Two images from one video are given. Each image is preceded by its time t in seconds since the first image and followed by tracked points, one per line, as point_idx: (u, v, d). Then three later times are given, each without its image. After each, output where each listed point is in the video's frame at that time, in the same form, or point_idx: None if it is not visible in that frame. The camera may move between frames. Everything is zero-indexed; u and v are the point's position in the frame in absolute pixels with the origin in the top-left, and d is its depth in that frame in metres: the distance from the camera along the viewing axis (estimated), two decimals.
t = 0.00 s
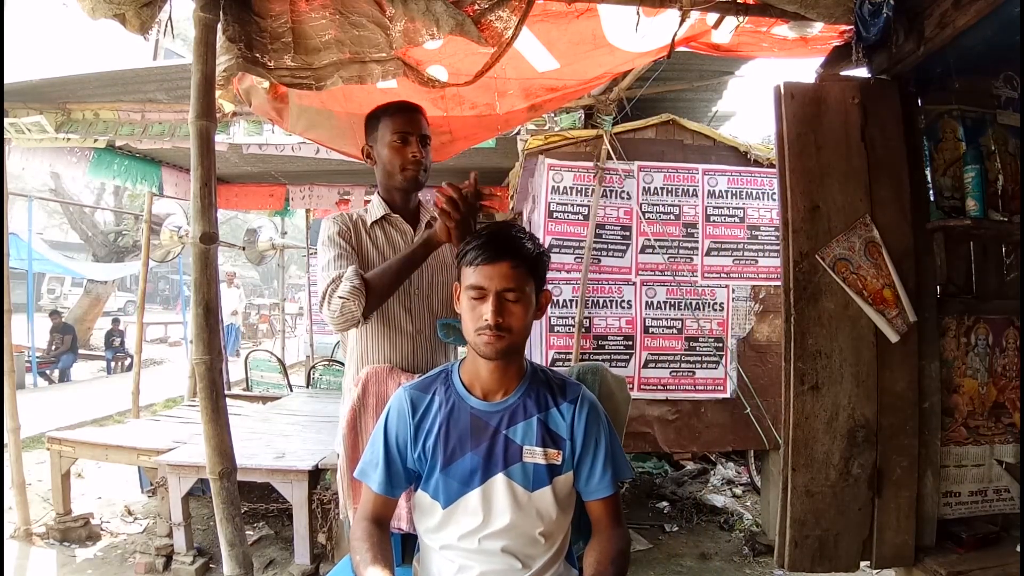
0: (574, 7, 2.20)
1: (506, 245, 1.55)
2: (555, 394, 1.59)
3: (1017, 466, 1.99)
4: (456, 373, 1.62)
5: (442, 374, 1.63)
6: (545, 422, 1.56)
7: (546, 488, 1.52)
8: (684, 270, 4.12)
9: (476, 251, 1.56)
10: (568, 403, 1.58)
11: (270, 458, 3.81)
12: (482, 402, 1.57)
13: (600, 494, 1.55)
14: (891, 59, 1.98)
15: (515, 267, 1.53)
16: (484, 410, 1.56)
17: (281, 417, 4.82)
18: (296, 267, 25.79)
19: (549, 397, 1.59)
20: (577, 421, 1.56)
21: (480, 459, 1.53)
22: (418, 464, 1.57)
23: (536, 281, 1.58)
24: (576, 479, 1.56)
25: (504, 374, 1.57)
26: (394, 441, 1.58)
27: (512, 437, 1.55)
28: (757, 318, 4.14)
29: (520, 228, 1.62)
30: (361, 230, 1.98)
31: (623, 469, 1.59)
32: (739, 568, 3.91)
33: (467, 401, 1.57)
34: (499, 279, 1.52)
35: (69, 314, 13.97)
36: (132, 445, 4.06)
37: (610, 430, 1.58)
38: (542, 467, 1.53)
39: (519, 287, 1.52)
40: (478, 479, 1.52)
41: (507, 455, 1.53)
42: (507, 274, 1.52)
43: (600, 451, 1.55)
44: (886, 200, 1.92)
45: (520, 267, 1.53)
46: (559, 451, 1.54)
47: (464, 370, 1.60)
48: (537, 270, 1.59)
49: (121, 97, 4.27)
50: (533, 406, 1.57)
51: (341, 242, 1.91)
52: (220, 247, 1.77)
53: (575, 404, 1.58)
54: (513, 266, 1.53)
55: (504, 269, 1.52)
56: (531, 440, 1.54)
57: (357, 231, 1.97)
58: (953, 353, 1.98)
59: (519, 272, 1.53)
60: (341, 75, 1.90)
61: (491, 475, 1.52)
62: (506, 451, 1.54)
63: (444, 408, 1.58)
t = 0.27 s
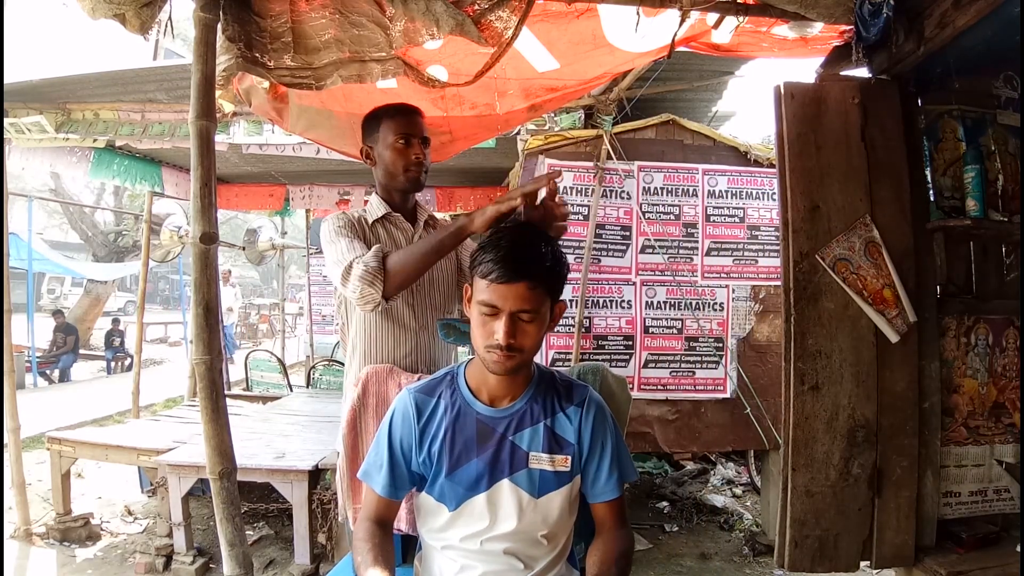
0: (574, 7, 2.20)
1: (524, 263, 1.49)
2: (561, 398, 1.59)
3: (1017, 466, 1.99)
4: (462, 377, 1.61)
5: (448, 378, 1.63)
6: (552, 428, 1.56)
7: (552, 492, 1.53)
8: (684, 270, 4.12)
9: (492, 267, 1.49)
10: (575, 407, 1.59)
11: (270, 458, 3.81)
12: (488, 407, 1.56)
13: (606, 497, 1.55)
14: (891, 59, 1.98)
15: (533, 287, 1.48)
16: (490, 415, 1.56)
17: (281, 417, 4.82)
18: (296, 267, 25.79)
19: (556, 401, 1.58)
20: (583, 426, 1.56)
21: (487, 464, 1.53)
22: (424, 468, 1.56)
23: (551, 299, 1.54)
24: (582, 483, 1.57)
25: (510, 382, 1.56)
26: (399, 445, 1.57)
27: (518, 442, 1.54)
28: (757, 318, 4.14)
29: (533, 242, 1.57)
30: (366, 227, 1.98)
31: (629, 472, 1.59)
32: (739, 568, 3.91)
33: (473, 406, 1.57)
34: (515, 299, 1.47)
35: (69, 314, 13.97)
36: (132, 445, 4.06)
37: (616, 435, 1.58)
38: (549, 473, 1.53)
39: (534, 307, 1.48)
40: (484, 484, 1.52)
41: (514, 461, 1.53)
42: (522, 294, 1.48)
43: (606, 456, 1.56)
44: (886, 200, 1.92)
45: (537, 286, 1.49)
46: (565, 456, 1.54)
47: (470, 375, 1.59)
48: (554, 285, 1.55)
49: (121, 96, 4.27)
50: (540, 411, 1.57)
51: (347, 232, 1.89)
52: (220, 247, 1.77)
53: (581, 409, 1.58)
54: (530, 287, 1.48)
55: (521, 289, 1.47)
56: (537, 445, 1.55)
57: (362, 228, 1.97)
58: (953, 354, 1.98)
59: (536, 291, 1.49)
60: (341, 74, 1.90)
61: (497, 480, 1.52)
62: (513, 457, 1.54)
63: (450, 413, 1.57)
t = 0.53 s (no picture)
0: (574, 7, 2.20)
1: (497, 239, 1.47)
2: (561, 402, 1.58)
3: (1017, 465, 1.99)
4: (459, 381, 1.60)
5: (445, 382, 1.62)
6: (551, 434, 1.55)
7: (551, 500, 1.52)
8: (684, 270, 4.12)
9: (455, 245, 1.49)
10: (575, 413, 1.57)
11: (270, 458, 3.81)
12: (485, 412, 1.56)
13: (605, 505, 1.54)
14: (891, 58, 1.98)
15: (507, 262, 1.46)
16: (488, 420, 1.55)
17: (281, 417, 4.82)
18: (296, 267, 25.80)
19: (555, 407, 1.57)
20: (582, 431, 1.55)
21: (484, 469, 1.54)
22: (421, 472, 1.57)
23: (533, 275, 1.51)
24: (581, 490, 1.56)
25: (504, 381, 1.56)
26: (396, 449, 1.57)
27: (516, 448, 1.54)
28: (757, 318, 4.14)
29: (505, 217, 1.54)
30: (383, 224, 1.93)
31: (629, 480, 1.57)
32: (739, 568, 3.91)
33: (470, 410, 1.56)
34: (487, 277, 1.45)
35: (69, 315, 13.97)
36: (132, 445, 4.06)
37: (617, 442, 1.56)
38: (548, 479, 1.53)
39: (511, 282, 1.46)
40: (480, 489, 1.53)
41: (512, 468, 1.53)
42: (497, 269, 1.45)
43: (607, 463, 1.54)
44: (886, 200, 1.92)
45: (513, 257, 1.46)
46: (564, 463, 1.53)
47: (468, 378, 1.59)
48: (534, 263, 1.53)
49: (121, 96, 4.27)
50: (538, 417, 1.56)
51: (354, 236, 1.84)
52: (220, 247, 1.77)
53: (582, 415, 1.56)
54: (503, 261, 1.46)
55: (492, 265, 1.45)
56: (536, 452, 1.54)
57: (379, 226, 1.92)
58: (953, 353, 1.98)
59: (511, 266, 1.46)
60: (341, 74, 1.90)
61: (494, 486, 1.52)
62: (510, 463, 1.53)
63: (446, 418, 1.57)
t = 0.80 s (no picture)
0: (574, 7, 2.20)
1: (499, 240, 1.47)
2: (560, 403, 1.58)
3: (1017, 465, 1.99)
4: (456, 380, 1.60)
5: (441, 381, 1.62)
6: (550, 434, 1.55)
7: (550, 502, 1.52)
8: (684, 270, 4.12)
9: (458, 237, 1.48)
10: (573, 414, 1.57)
11: (270, 458, 3.81)
12: (483, 412, 1.56)
13: (604, 506, 1.54)
14: (891, 58, 1.98)
15: (512, 264, 1.46)
16: (485, 421, 1.55)
17: (281, 417, 4.82)
18: (296, 267, 25.82)
19: (554, 406, 1.57)
20: (581, 432, 1.55)
21: (482, 470, 1.54)
22: (418, 473, 1.57)
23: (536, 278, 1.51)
24: (580, 491, 1.56)
25: (503, 382, 1.55)
26: (394, 450, 1.57)
27: (515, 449, 1.54)
28: (757, 318, 4.15)
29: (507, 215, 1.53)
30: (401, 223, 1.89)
31: (629, 480, 1.57)
32: (739, 568, 3.91)
33: (468, 411, 1.56)
34: (493, 279, 1.45)
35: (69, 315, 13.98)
36: (132, 445, 4.06)
37: (615, 443, 1.56)
38: (546, 481, 1.52)
39: (516, 285, 1.46)
40: (477, 489, 1.54)
41: (510, 468, 1.53)
42: (502, 270, 1.45)
43: (605, 464, 1.54)
44: (886, 200, 1.92)
45: (514, 258, 1.46)
46: (563, 463, 1.54)
47: (465, 378, 1.58)
48: (538, 265, 1.52)
49: (121, 97, 4.28)
50: (536, 417, 1.55)
51: (373, 230, 1.86)
52: (220, 247, 1.77)
53: (580, 415, 1.56)
54: (507, 263, 1.45)
55: (498, 267, 1.45)
56: (535, 453, 1.54)
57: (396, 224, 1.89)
58: (953, 353, 1.98)
59: (516, 268, 1.46)
60: (341, 74, 1.90)
61: (492, 487, 1.53)
62: (509, 464, 1.53)
63: (442, 418, 1.57)
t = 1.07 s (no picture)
0: (574, 7, 2.20)
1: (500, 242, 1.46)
2: (560, 408, 1.57)
3: (1017, 465, 1.99)
4: (454, 386, 1.60)
5: (439, 386, 1.62)
6: (550, 440, 1.55)
7: (550, 507, 1.52)
8: (684, 270, 4.12)
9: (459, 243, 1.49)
10: (574, 419, 1.56)
11: (270, 458, 3.81)
12: (482, 418, 1.56)
13: (605, 512, 1.54)
14: (891, 58, 1.98)
15: (508, 270, 1.46)
16: (484, 427, 1.55)
17: (281, 417, 4.82)
18: (296, 267, 25.82)
19: (554, 412, 1.57)
20: (582, 438, 1.55)
21: (480, 476, 1.54)
22: (416, 480, 1.57)
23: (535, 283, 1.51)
24: (582, 496, 1.56)
25: (502, 388, 1.55)
26: (391, 457, 1.57)
27: (514, 455, 1.54)
28: (757, 318, 4.15)
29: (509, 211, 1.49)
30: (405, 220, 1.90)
31: (631, 485, 1.57)
32: (739, 568, 3.91)
33: (466, 417, 1.56)
34: (489, 287, 1.45)
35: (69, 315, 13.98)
36: (132, 445, 4.06)
37: (617, 448, 1.56)
38: (546, 487, 1.53)
39: (513, 291, 1.46)
40: (476, 496, 1.54)
41: (510, 474, 1.53)
42: (499, 278, 1.45)
43: (607, 470, 1.54)
44: (886, 200, 1.92)
45: (512, 265, 1.46)
46: (564, 469, 1.54)
47: (463, 384, 1.58)
48: (535, 270, 1.52)
49: (121, 97, 4.28)
50: (536, 423, 1.55)
51: (381, 226, 1.86)
52: (220, 247, 1.77)
53: (580, 421, 1.56)
54: (504, 269, 1.45)
55: (494, 274, 1.45)
56: (535, 459, 1.54)
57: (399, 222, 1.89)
58: (953, 353, 1.98)
59: (513, 274, 1.46)
60: (341, 74, 1.90)
61: (491, 493, 1.53)
62: (509, 470, 1.53)
63: (439, 424, 1.56)
